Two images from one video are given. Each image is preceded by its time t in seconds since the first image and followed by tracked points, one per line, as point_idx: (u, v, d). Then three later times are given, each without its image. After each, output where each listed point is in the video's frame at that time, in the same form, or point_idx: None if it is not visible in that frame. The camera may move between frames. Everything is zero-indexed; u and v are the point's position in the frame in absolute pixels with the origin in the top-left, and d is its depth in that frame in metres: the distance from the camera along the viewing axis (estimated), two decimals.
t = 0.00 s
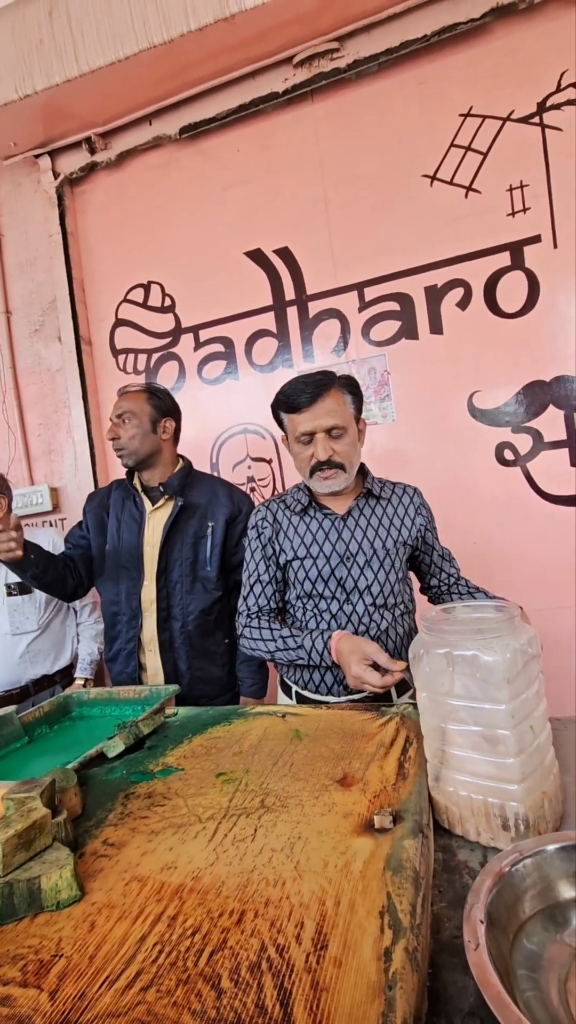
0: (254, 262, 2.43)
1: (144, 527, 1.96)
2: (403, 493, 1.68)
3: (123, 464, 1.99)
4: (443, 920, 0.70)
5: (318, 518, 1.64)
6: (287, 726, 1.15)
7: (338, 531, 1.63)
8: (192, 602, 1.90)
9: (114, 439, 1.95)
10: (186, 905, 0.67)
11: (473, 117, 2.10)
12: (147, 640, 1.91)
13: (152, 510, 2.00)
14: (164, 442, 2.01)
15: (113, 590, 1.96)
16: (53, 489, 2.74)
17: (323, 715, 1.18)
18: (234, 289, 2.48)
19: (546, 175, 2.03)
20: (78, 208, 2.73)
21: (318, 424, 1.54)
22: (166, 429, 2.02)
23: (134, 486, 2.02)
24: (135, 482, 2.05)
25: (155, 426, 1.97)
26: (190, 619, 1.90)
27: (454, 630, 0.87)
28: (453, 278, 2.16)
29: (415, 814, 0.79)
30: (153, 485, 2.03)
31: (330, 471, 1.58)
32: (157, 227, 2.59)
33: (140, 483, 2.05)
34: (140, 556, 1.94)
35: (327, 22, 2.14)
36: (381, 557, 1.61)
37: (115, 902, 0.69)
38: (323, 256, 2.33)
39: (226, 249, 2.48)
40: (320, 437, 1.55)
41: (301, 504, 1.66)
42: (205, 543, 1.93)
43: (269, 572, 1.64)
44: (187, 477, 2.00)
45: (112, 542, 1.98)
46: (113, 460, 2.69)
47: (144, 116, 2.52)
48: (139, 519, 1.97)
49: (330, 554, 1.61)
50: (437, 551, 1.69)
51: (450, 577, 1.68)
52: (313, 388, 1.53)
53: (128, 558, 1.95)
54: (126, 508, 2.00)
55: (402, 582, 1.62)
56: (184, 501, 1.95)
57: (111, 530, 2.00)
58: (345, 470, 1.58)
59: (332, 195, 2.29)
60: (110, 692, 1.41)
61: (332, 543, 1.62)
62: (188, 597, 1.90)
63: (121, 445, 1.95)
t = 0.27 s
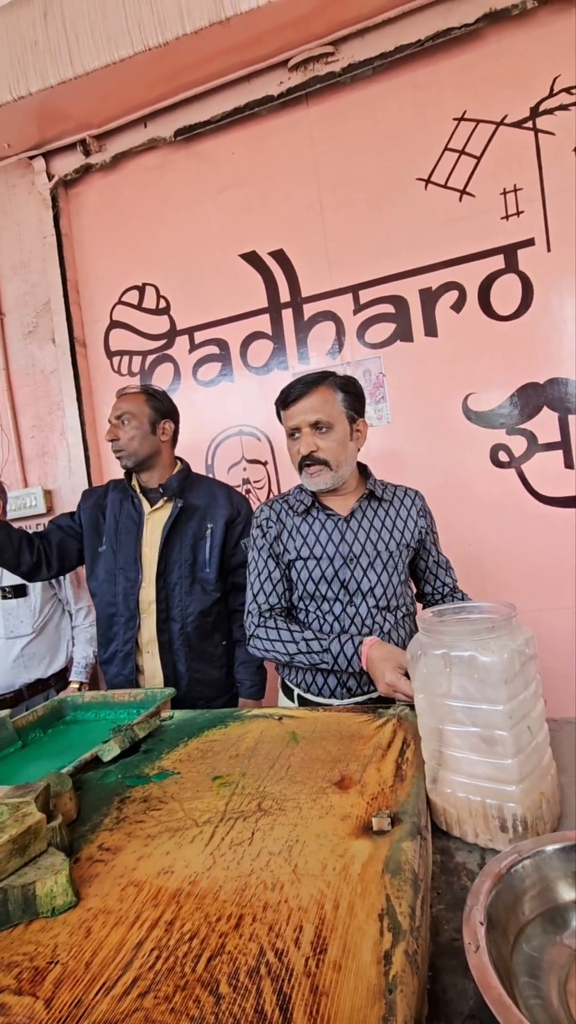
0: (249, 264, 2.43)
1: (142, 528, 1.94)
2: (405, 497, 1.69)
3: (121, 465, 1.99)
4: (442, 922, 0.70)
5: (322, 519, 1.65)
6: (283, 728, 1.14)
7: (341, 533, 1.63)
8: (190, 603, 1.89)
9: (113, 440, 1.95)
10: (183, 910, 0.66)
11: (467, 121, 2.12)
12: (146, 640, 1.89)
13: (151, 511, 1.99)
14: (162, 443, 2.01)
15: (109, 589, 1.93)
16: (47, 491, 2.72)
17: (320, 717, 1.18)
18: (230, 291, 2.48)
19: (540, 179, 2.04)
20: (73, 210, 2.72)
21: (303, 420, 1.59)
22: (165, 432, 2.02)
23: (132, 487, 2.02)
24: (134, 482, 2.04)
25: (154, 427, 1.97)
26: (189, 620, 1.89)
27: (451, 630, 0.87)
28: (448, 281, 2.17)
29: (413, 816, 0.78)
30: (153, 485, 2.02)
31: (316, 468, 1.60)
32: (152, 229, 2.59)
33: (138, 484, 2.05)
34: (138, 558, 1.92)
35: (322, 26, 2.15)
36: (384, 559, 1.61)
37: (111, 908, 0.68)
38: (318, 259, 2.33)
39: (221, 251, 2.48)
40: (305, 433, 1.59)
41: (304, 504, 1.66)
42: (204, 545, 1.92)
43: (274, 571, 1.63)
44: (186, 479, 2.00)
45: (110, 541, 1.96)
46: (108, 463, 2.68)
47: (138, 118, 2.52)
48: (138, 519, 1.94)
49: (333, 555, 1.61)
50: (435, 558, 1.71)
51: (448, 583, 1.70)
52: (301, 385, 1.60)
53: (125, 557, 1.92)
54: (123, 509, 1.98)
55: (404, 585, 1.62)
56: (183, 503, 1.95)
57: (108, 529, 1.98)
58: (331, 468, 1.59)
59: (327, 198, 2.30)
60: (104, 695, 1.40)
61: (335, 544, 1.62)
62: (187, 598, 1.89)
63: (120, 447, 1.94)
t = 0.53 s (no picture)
0: (244, 266, 2.43)
1: (136, 530, 1.92)
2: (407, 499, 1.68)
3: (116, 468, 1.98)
4: (439, 931, 0.69)
5: (321, 521, 1.64)
6: (279, 733, 1.13)
7: (341, 535, 1.62)
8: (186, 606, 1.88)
9: (107, 443, 1.94)
10: (176, 920, 0.65)
11: (461, 124, 2.12)
12: (137, 644, 1.87)
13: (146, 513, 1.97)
14: (157, 445, 2.00)
15: (97, 590, 1.91)
16: (41, 494, 2.70)
17: (315, 721, 1.17)
18: (224, 293, 2.47)
19: (534, 181, 2.04)
20: (66, 211, 2.71)
21: (295, 422, 1.60)
22: (159, 435, 2.01)
23: (126, 489, 2.00)
24: (128, 484, 2.03)
25: (149, 430, 1.96)
26: (185, 624, 1.88)
27: (448, 632, 0.86)
28: (442, 283, 2.17)
29: (409, 822, 0.77)
30: (146, 488, 2.02)
31: (309, 469, 1.60)
32: (146, 230, 2.58)
33: (133, 486, 2.03)
34: (132, 560, 1.91)
35: (316, 28, 2.15)
36: (384, 562, 1.59)
37: (102, 919, 0.67)
38: (313, 260, 2.33)
39: (215, 253, 2.47)
40: (297, 434, 1.60)
41: (304, 505, 1.66)
42: (199, 548, 1.91)
43: (273, 572, 1.62)
44: (181, 481, 1.98)
45: (102, 542, 1.94)
46: (102, 465, 2.67)
47: (132, 120, 2.51)
48: (132, 521, 1.93)
49: (332, 557, 1.60)
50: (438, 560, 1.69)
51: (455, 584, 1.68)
52: (294, 387, 1.62)
53: (116, 558, 1.90)
54: (118, 511, 1.96)
55: (405, 587, 1.61)
56: (178, 505, 1.93)
57: (101, 530, 1.96)
58: (324, 469, 1.59)
59: (321, 200, 2.30)
60: (98, 700, 1.38)
61: (335, 546, 1.61)
62: (183, 601, 1.88)
63: (114, 449, 1.93)
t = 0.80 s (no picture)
0: (239, 268, 2.43)
1: (131, 534, 1.93)
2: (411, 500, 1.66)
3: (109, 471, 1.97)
4: (437, 934, 0.69)
5: (323, 522, 1.64)
6: (276, 735, 1.13)
7: (342, 536, 1.62)
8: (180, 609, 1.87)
9: (100, 446, 1.93)
10: (172, 926, 0.65)
11: (455, 127, 2.13)
12: (132, 649, 1.86)
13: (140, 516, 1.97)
14: (149, 448, 1.99)
15: (96, 594, 1.91)
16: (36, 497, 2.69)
17: (312, 723, 1.16)
18: (220, 295, 2.47)
19: (528, 184, 2.05)
20: (61, 214, 2.71)
21: (295, 424, 1.61)
22: (151, 435, 2.01)
23: (120, 493, 2.01)
24: (122, 489, 2.03)
25: (140, 433, 1.96)
26: (178, 627, 1.87)
27: (445, 633, 0.86)
28: (437, 285, 2.18)
29: (407, 825, 0.77)
30: (140, 492, 2.01)
31: (307, 471, 1.62)
32: (141, 234, 2.58)
33: (126, 490, 2.04)
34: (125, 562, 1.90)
35: (311, 32, 2.16)
36: (384, 564, 1.59)
37: (98, 925, 0.66)
38: (308, 263, 2.33)
39: (211, 256, 2.47)
40: (296, 436, 1.61)
41: (306, 507, 1.67)
42: (193, 551, 1.91)
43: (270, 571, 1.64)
44: (174, 484, 1.98)
45: (99, 547, 1.95)
46: (98, 468, 2.66)
47: (127, 123, 2.51)
48: (126, 525, 1.94)
49: (332, 559, 1.61)
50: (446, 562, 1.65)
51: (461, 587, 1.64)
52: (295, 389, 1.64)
53: (113, 561, 1.91)
54: (112, 515, 1.97)
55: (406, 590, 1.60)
56: (171, 508, 1.93)
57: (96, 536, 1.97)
58: (321, 472, 1.60)
59: (316, 203, 2.30)
60: (94, 703, 1.38)
61: (335, 547, 1.61)
62: (176, 604, 1.87)
63: (106, 453, 1.92)
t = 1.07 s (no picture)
0: (234, 272, 2.44)
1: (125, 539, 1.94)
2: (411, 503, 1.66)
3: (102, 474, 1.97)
4: (427, 937, 0.70)
5: (322, 524, 1.67)
6: (269, 739, 1.13)
7: (339, 539, 1.64)
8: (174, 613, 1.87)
9: (93, 450, 1.94)
10: (163, 930, 0.65)
11: (448, 132, 2.14)
12: (127, 653, 1.88)
13: (133, 520, 1.98)
14: (143, 451, 1.99)
15: (92, 599, 1.92)
16: (31, 500, 2.69)
17: (306, 727, 1.17)
18: (214, 299, 2.48)
19: (520, 189, 2.07)
20: (56, 218, 2.71)
21: (303, 427, 1.64)
22: (145, 439, 2.01)
23: (113, 497, 2.01)
24: (115, 493, 2.03)
25: (135, 437, 1.96)
26: (171, 632, 1.87)
27: (436, 636, 0.87)
28: (431, 289, 2.19)
29: (397, 828, 0.77)
30: (133, 495, 2.01)
31: (313, 473, 1.65)
32: (135, 237, 2.58)
33: (120, 494, 2.03)
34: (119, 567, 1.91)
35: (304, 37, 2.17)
36: (381, 568, 1.61)
37: (89, 929, 0.67)
38: (302, 266, 2.34)
39: (205, 259, 2.48)
40: (303, 439, 1.64)
41: (307, 509, 1.70)
42: (186, 556, 1.91)
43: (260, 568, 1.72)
44: (168, 488, 1.98)
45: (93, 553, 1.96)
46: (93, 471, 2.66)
47: (122, 127, 2.52)
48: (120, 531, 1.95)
49: (329, 561, 1.63)
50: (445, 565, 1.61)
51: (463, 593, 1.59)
52: (303, 393, 1.66)
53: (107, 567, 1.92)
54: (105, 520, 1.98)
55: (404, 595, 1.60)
56: (165, 512, 1.93)
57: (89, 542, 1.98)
58: (328, 475, 1.64)
59: (310, 207, 2.31)
60: (88, 707, 1.38)
61: (332, 549, 1.64)
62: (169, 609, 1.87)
63: (100, 455, 1.93)
